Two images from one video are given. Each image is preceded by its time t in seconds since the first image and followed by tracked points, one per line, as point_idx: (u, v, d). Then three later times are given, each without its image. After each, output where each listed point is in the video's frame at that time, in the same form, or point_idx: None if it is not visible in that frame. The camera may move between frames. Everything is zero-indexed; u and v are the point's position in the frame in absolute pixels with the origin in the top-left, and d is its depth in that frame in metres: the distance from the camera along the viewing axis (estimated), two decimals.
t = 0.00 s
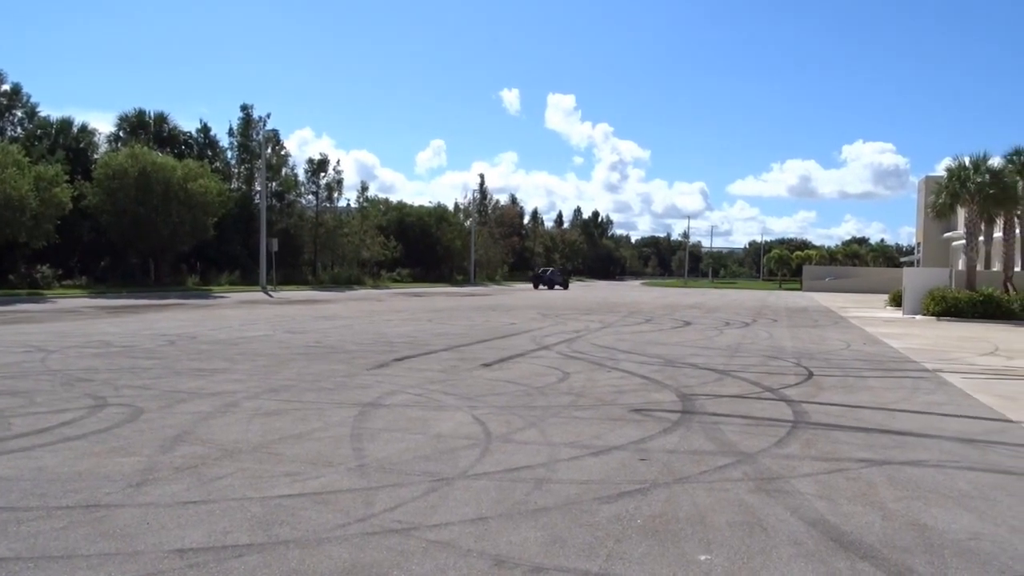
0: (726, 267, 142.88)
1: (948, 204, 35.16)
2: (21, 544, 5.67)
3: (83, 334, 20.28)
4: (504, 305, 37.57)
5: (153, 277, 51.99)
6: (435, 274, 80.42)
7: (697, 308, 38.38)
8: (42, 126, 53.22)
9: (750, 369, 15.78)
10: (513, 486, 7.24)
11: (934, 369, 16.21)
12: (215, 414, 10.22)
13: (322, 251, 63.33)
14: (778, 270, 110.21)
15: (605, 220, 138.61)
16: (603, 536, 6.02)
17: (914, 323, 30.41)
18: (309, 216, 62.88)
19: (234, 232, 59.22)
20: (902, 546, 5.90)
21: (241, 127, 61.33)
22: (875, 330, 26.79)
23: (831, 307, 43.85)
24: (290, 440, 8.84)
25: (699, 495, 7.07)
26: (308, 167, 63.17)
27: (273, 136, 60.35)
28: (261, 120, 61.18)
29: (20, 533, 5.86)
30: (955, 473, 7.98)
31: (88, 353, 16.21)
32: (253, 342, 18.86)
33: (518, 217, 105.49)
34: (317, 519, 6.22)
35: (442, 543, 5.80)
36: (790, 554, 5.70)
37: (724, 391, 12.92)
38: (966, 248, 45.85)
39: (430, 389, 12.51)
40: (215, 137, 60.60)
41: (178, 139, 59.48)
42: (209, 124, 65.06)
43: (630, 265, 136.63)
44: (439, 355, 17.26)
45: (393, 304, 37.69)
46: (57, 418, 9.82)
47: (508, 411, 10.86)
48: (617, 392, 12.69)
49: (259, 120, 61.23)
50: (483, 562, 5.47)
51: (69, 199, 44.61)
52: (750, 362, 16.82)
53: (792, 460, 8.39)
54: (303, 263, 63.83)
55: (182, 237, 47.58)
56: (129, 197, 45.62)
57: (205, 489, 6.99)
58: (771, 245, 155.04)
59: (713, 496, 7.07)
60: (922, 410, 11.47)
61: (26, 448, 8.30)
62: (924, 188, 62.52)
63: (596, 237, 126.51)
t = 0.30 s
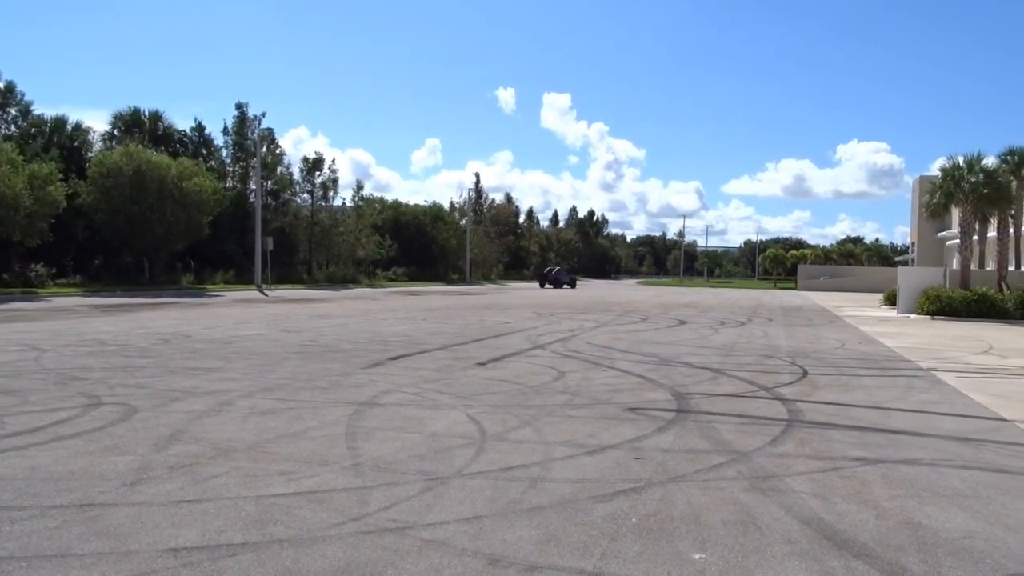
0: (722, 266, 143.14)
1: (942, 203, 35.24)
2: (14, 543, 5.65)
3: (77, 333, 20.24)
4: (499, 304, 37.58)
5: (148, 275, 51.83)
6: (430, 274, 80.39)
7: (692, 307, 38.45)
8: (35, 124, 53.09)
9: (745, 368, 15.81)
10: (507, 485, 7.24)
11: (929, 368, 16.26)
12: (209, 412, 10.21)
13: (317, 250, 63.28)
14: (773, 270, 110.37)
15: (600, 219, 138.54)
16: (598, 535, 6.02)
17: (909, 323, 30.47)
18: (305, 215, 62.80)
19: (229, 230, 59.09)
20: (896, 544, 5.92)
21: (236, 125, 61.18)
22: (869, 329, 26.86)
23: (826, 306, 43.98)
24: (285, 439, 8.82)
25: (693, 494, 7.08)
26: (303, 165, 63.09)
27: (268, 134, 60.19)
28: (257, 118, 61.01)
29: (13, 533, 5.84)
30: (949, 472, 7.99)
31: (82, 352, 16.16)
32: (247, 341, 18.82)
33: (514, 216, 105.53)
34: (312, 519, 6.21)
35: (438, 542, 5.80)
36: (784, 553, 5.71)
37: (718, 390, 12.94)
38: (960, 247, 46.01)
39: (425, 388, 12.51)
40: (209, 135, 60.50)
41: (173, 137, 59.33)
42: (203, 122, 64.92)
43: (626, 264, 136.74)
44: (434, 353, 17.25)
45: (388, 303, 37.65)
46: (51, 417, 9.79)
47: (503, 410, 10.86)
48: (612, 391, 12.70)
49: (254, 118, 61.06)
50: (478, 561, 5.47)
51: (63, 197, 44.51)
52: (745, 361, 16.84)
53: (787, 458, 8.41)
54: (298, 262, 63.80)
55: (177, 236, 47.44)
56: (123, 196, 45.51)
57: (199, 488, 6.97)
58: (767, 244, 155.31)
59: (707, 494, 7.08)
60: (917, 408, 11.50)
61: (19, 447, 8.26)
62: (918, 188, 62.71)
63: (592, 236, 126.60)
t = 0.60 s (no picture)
0: (717, 265, 143.45)
1: (937, 203, 35.31)
2: (7, 542, 5.63)
3: (71, 331, 20.18)
4: (494, 303, 37.58)
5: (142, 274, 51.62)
6: (425, 272, 80.43)
7: (687, 306, 38.51)
8: (29, 121, 52.85)
9: (740, 367, 15.84)
10: (501, 484, 7.25)
11: (922, 367, 16.32)
12: (204, 411, 10.22)
13: (312, 248, 63.25)
14: (768, 269, 110.61)
15: (595, 218, 138.45)
16: (592, 533, 6.03)
17: (903, 322, 30.53)
18: (299, 214, 62.84)
19: (224, 229, 58.94)
20: (890, 542, 5.94)
21: (230, 124, 61.00)
22: (863, 328, 26.95)
23: (820, 305, 44.08)
24: (280, 438, 8.83)
25: (687, 493, 7.10)
26: (298, 164, 63.01)
27: (264, 132, 60.02)
28: (251, 117, 60.81)
29: (6, 531, 5.82)
30: (942, 470, 8.02)
31: (76, 351, 16.13)
32: (242, 339, 18.80)
33: (509, 215, 105.54)
34: (306, 517, 6.22)
35: (433, 540, 5.81)
36: (778, 551, 5.72)
37: (712, 388, 12.97)
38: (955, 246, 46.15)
39: (420, 387, 12.50)
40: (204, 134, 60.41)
41: (167, 135, 59.20)
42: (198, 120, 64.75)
43: (621, 263, 136.90)
44: (429, 352, 17.26)
45: (383, 302, 37.64)
46: (44, 415, 9.77)
47: (498, 408, 10.87)
48: (607, 389, 12.72)
49: (249, 116, 60.87)
50: (472, 560, 5.47)
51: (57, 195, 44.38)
52: (740, 360, 16.87)
53: (781, 457, 8.43)
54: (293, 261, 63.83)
55: (172, 234, 47.29)
56: (117, 194, 45.39)
57: (194, 487, 6.96)
58: (761, 243, 155.59)
59: (701, 493, 7.10)
60: (910, 407, 11.55)
61: (12, 446, 8.22)
62: (912, 187, 62.94)
63: (587, 235, 126.73)
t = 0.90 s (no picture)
0: (711, 264, 143.63)
1: (929, 202, 35.39)
2: None
3: (62, 329, 20.09)
4: (488, 301, 37.55)
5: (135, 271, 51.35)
6: (419, 271, 80.37)
7: (681, 305, 38.54)
8: (20, 119, 52.63)
9: (732, 365, 15.87)
10: (493, 482, 7.25)
11: (914, 365, 16.37)
12: (196, 409, 10.19)
13: (306, 246, 63.15)
14: (762, 268, 110.80)
15: (589, 216, 138.47)
16: (584, 531, 6.03)
17: (896, 321, 30.62)
18: (293, 212, 62.50)
19: (217, 226, 58.77)
20: (880, 540, 5.95)
21: (224, 121, 60.84)
22: (856, 327, 27.02)
23: (813, 304, 44.19)
24: (272, 436, 8.81)
25: (680, 491, 7.11)
26: (291, 161, 62.83)
27: (257, 130, 59.85)
28: (245, 114, 60.63)
29: None
30: (933, 469, 8.04)
31: (67, 349, 16.07)
32: (235, 338, 18.75)
33: (503, 214, 105.44)
34: (298, 515, 6.21)
35: (425, 538, 5.80)
36: (769, 549, 5.74)
37: (705, 387, 12.99)
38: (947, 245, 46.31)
39: (413, 385, 12.51)
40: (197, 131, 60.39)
41: (160, 133, 59.08)
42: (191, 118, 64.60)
43: (615, 262, 136.98)
44: (422, 350, 17.24)
45: (376, 300, 37.58)
46: (36, 414, 9.73)
47: (491, 407, 10.87)
48: (600, 388, 12.72)
49: (242, 114, 60.68)
50: (464, 558, 5.47)
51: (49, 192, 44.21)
52: (732, 359, 16.89)
53: (773, 455, 8.44)
54: (286, 259, 63.75)
55: (164, 231, 47.18)
56: (110, 191, 45.21)
57: (186, 485, 6.94)
58: (754, 241, 155.83)
59: (693, 491, 7.11)
60: (902, 406, 11.58)
61: (3, 445, 8.19)
62: (905, 186, 63.11)
63: (581, 233, 126.82)
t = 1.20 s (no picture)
0: (696, 263, 144.08)
1: (913, 202, 35.61)
2: None
3: (44, 327, 19.91)
4: (474, 300, 37.52)
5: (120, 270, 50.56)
6: (405, 269, 80.26)
7: (666, 304, 38.63)
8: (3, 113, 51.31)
9: (717, 364, 15.94)
10: (478, 480, 7.24)
11: (897, 365, 16.49)
12: (180, 407, 10.14)
13: (291, 244, 62.97)
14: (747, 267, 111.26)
15: (575, 215, 138.58)
16: (568, 530, 6.04)
17: (880, 320, 30.81)
18: (278, 210, 62.22)
19: (202, 224, 58.42)
20: (863, 538, 5.99)
21: (209, 118, 60.49)
22: (840, 326, 27.19)
23: (797, 303, 44.42)
24: (256, 434, 8.78)
25: (664, 489, 7.12)
26: (277, 159, 62.58)
27: (242, 127, 59.55)
28: (230, 111, 60.29)
29: None
30: (915, 467, 8.10)
31: (49, 346, 15.94)
32: (219, 336, 18.64)
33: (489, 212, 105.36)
34: (282, 513, 6.19)
35: (408, 537, 5.80)
36: (752, 547, 5.76)
37: (690, 386, 13.04)
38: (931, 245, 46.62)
39: (398, 384, 12.50)
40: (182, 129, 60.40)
41: (145, 129, 58.69)
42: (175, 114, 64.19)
43: (601, 261, 137.15)
44: (408, 349, 17.21)
45: (361, 297, 37.49)
46: (17, 411, 9.66)
47: (476, 405, 10.87)
48: (585, 386, 12.75)
49: (228, 111, 60.34)
50: (449, 556, 5.47)
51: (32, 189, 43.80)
52: (717, 358, 16.95)
53: (756, 454, 8.48)
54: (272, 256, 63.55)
55: (149, 229, 46.96)
56: (94, 188, 44.84)
57: (168, 484, 6.90)
58: (740, 241, 156.48)
59: (677, 489, 7.13)
60: (886, 405, 11.66)
61: None
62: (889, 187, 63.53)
63: (567, 232, 126.92)
